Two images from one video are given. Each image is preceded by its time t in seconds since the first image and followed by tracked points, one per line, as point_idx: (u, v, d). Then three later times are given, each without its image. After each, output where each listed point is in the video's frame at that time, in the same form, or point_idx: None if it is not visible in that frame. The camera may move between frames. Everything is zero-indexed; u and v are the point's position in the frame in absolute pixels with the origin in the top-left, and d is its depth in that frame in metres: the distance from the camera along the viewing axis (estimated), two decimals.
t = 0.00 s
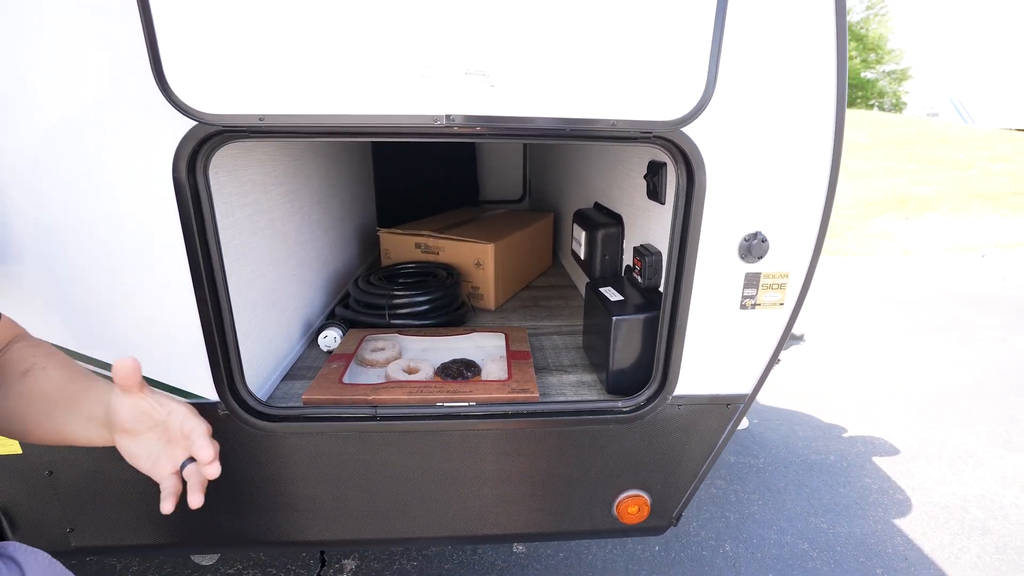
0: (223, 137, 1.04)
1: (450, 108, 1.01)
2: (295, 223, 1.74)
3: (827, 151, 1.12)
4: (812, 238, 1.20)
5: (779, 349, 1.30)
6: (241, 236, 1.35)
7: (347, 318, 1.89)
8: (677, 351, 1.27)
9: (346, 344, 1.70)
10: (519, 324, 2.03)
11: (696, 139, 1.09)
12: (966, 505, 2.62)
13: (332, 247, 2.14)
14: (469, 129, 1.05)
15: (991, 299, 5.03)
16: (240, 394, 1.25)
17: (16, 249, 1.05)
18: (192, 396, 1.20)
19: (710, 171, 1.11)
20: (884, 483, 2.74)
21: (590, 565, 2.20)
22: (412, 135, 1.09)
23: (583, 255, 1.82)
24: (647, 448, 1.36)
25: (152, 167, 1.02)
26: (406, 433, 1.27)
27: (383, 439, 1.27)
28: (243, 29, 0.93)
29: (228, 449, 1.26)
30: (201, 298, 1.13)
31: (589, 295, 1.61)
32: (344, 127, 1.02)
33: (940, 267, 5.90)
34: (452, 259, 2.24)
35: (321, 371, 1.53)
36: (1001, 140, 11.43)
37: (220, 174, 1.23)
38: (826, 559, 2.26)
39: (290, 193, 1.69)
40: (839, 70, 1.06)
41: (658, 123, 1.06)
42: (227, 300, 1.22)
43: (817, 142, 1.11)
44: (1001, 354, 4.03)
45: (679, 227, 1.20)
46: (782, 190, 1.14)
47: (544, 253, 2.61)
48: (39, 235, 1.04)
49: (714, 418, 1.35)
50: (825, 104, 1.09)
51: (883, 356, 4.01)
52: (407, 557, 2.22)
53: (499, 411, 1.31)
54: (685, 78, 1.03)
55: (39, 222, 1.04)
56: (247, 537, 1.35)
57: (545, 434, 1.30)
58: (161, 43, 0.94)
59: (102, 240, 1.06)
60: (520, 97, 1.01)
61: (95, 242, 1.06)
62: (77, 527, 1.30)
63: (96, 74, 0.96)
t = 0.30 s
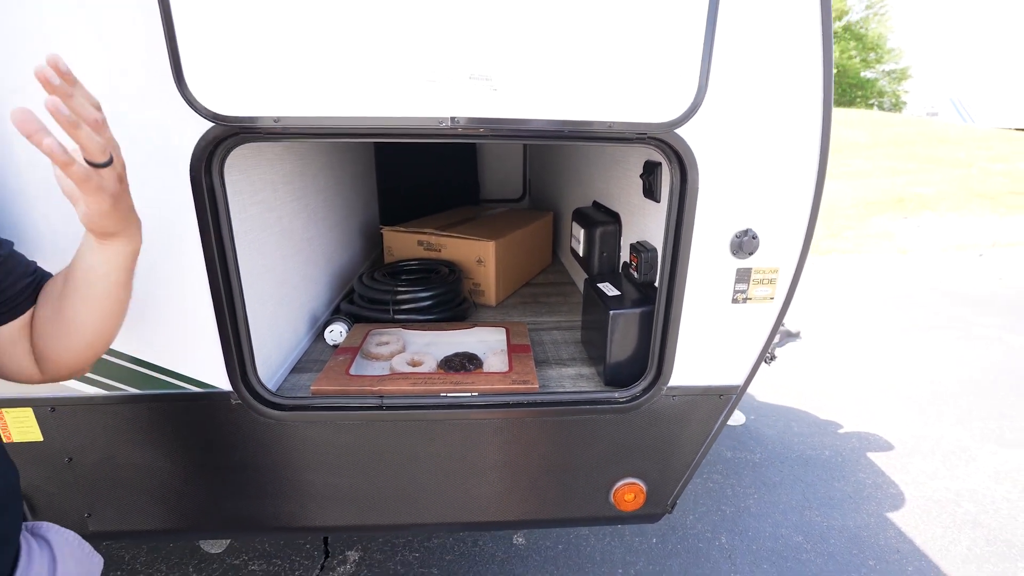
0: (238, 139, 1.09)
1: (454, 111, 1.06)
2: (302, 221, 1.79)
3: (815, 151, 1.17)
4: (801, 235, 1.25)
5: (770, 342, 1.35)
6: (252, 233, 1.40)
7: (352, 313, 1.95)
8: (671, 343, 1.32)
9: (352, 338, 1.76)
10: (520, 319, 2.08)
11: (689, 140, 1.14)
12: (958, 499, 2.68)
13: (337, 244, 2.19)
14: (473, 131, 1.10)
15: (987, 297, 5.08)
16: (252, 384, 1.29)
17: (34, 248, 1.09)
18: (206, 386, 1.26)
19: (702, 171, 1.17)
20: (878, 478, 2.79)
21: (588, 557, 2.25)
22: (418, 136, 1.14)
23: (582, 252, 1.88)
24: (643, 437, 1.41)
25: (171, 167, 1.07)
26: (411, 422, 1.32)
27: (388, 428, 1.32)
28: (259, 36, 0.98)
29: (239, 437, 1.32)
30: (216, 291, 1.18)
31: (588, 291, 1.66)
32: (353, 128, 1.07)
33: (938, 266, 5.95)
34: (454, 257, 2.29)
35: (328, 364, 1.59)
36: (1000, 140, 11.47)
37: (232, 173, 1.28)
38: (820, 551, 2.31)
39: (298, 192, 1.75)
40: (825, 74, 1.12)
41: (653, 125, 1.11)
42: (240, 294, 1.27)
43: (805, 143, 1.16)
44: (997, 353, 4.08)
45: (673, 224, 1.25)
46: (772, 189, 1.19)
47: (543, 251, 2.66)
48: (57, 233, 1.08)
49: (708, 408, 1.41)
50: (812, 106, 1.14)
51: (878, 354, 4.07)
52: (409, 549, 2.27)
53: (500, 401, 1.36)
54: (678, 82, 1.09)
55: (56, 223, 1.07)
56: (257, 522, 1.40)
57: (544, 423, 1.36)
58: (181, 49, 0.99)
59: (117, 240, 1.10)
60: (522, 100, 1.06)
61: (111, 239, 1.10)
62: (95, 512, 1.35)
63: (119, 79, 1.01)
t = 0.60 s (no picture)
0: (251, 143, 1.13)
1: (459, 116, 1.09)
2: (311, 221, 1.83)
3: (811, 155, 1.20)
4: (798, 237, 1.28)
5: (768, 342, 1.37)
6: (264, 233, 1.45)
7: (359, 312, 1.99)
8: (670, 343, 1.35)
9: (359, 336, 1.80)
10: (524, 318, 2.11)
11: (687, 144, 1.17)
12: (963, 501, 2.68)
13: (345, 244, 2.24)
14: (477, 136, 1.14)
15: (996, 299, 5.05)
16: (263, 380, 1.34)
17: (62, 246, 1.16)
18: (218, 381, 1.30)
19: (700, 174, 1.19)
20: (882, 480, 2.80)
21: (591, 555, 2.28)
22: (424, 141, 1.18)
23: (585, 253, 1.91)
24: (643, 434, 1.44)
25: (187, 171, 1.12)
26: (416, 418, 1.36)
27: (394, 424, 1.36)
28: (272, 45, 1.02)
29: (250, 431, 1.36)
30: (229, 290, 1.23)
31: (589, 291, 1.69)
32: (361, 133, 1.11)
33: (948, 267, 5.91)
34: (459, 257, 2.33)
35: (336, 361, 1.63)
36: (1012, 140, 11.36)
37: (245, 176, 1.33)
38: (821, 551, 2.33)
39: (308, 193, 1.79)
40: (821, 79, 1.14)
41: (652, 130, 1.14)
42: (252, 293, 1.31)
43: (801, 146, 1.19)
44: (1005, 354, 4.07)
45: (672, 227, 1.28)
46: (769, 192, 1.22)
47: (548, 251, 2.70)
48: (81, 233, 1.15)
49: (706, 406, 1.43)
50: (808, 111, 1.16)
51: (884, 355, 4.06)
52: (413, 544, 2.31)
53: (503, 398, 1.40)
54: (677, 88, 1.12)
55: (81, 223, 1.14)
56: (267, 514, 1.45)
57: (546, 420, 1.39)
58: (198, 57, 1.03)
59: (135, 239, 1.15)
60: (525, 105, 1.10)
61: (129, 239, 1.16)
62: (112, 501, 1.40)
63: (138, 86, 1.06)
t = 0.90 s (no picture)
0: (257, 148, 1.15)
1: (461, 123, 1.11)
2: (316, 225, 1.85)
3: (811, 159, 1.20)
4: (799, 241, 1.28)
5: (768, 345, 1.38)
6: (269, 236, 1.46)
7: (363, 314, 2.01)
8: (670, 345, 1.36)
9: (362, 338, 1.82)
10: (526, 321, 2.13)
11: (688, 148, 1.18)
12: (969, 506, 2.66)
13: (350, 248, 2.26)
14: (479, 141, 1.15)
15: (1004, 303, 5.01)
16: (268, 381, 1.35)
17: (71, 249, 1.18)
18: (223, 382, 1.31)
19: (701, 179, 1.20)
20: (887, 484, 2.79)
21: (593, 558, 2.28)
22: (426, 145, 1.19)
23: (587, 256, 1.92)
24: (644, 436, 1.45)
25: (194, 175, 1.14)
26: (418, 419, 1.37)
27: (395, 425, 1.38)
28: (279, 53, 1.04)
29: (254, 432, 1.38)
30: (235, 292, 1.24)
31: (591, 294, 1.70)
32: (365, 138, 1.13)
33: (955, 271, 5.88)
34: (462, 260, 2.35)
35: (340, 363, 1.65)
36: (1021, 143, 11.29)
37: (251, 180, 1.35)
38: (825, 556, 2.32)
39: (313, 197, 1.81)
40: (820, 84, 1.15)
41: (652, 134, 1.15)
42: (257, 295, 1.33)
43: (801, 151, 1.19)
44: (1012, 358, 4.04)
45: (672, 231, 1.29)
46: (769, 196, 1.22)
47: (551, 254, 2.71)
48: (90, 234, 1.17)
49: (707, 409, 1.44)
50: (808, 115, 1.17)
51: (889, 359, 4.05)
52: (416, 546, 2.32)
53: (504, 400, 1.41)
54: (677, 93, 1.13)
55: (90, 227, 1.16)
56: (270, 515, 1.46)
57: (548, 423, 1.40)
58: (205, 64, 1.05)
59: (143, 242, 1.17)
60: (526, 111, 1.11)
61: (138, 241, 1.18)
62: (118, 501, 1.42)
63: (146, 92, 1.08)
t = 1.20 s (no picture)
0: (253, 149, 1.15)
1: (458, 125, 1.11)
2: (314, 226, 1.85)
3: (807, 162, 1.21)
4: (795, 243, 1.28)
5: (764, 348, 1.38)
6: (266, 238, 1.46)
7: (360, 316, 2.01)
8: (666, 347, 1.36)
9: (359, 340, 1.82)
10: (523, 323, 2.13)
11: (684, 151, 1.18)
12: (967, 508, 2.66)
13: (347, 249, 2.26)
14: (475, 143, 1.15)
15: (1003, 305, 5.02)
16: (263, 382, 1.35)
17: (67, 250, 1.18)
18: (219, 383, 1.31)
19: (697, 181, 1.21)
20: (885, 486, 2.79)
21: (591, 560, 2.28)
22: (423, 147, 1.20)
23: (584, 258, 1.92)
24: (640, 438, 1.45)
25: (189, 176, 1.14)
26: (414, 421, 1.37)
27: (392, 426, 1.37)
28: (275, 54, 1.04)
29: (250, 433, 1.37)
30: (230, 293, 1.24)
31: (588, 296, 1.70)
32: (362, 140, 1.13)
33: (954, 273, 5.88)
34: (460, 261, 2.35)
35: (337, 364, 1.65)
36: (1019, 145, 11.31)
37: (247, 181, 1.35)
38: (822, 558, 2.32)
39: (310, 199, 1.81)
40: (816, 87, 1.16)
41: (648, 137, 1.15)
42: (253, 296, 1.33)
43: (797, 153, 1.20)
44: (1011, 361, 4.04)
45: (668, 233, 1.29)
46: (766, 198, 1.23)
47: (549, 256, 2.71)
48: (86, 233, 1.17)
49: (704, 410, 1.44)
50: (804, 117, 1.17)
51: (888, 361, 4.05)
52: (413, 548, 2.32)
53: (501, 401, 1.41)
54: (673, 95, 1.13)
55: (86, 228, 1.16)
56: (266, 516, 1.46)
57: (544, 424, 1.40)
58: (201, 65, 1.05)
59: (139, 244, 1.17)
60: (523, 113, 1.11)
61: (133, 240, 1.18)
62: (113, 503, 1.42)
63: (142, 93, 1.08)
